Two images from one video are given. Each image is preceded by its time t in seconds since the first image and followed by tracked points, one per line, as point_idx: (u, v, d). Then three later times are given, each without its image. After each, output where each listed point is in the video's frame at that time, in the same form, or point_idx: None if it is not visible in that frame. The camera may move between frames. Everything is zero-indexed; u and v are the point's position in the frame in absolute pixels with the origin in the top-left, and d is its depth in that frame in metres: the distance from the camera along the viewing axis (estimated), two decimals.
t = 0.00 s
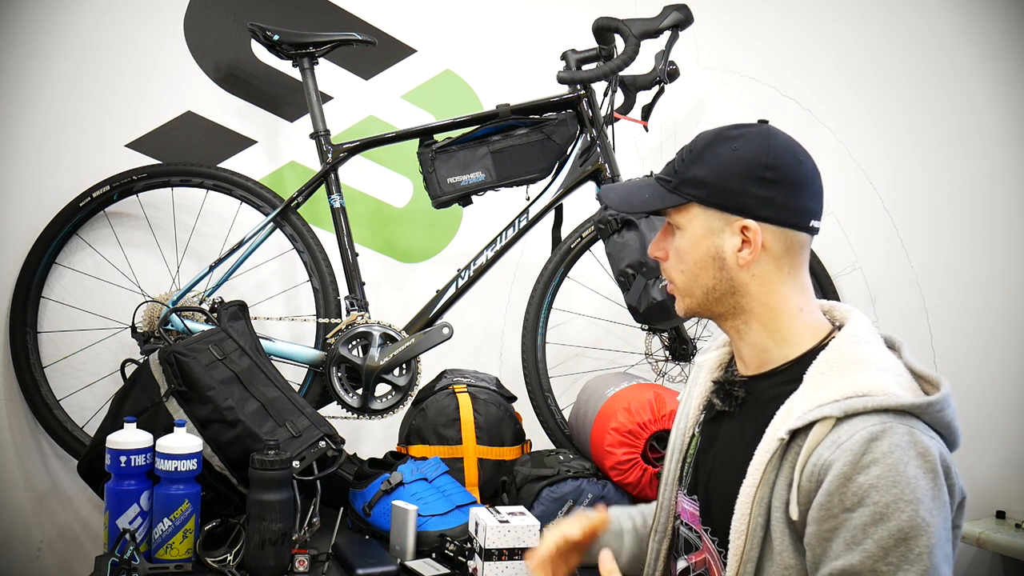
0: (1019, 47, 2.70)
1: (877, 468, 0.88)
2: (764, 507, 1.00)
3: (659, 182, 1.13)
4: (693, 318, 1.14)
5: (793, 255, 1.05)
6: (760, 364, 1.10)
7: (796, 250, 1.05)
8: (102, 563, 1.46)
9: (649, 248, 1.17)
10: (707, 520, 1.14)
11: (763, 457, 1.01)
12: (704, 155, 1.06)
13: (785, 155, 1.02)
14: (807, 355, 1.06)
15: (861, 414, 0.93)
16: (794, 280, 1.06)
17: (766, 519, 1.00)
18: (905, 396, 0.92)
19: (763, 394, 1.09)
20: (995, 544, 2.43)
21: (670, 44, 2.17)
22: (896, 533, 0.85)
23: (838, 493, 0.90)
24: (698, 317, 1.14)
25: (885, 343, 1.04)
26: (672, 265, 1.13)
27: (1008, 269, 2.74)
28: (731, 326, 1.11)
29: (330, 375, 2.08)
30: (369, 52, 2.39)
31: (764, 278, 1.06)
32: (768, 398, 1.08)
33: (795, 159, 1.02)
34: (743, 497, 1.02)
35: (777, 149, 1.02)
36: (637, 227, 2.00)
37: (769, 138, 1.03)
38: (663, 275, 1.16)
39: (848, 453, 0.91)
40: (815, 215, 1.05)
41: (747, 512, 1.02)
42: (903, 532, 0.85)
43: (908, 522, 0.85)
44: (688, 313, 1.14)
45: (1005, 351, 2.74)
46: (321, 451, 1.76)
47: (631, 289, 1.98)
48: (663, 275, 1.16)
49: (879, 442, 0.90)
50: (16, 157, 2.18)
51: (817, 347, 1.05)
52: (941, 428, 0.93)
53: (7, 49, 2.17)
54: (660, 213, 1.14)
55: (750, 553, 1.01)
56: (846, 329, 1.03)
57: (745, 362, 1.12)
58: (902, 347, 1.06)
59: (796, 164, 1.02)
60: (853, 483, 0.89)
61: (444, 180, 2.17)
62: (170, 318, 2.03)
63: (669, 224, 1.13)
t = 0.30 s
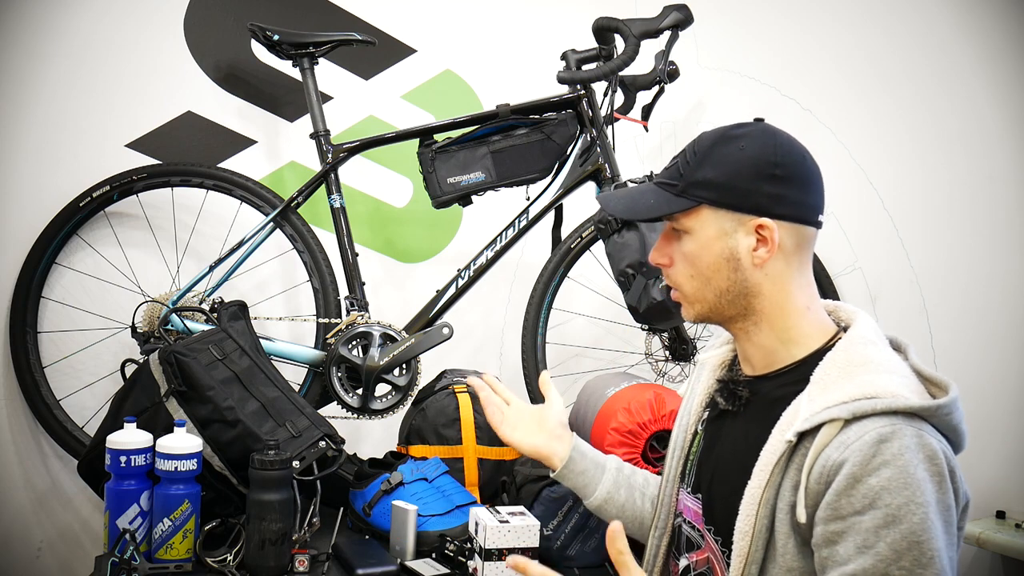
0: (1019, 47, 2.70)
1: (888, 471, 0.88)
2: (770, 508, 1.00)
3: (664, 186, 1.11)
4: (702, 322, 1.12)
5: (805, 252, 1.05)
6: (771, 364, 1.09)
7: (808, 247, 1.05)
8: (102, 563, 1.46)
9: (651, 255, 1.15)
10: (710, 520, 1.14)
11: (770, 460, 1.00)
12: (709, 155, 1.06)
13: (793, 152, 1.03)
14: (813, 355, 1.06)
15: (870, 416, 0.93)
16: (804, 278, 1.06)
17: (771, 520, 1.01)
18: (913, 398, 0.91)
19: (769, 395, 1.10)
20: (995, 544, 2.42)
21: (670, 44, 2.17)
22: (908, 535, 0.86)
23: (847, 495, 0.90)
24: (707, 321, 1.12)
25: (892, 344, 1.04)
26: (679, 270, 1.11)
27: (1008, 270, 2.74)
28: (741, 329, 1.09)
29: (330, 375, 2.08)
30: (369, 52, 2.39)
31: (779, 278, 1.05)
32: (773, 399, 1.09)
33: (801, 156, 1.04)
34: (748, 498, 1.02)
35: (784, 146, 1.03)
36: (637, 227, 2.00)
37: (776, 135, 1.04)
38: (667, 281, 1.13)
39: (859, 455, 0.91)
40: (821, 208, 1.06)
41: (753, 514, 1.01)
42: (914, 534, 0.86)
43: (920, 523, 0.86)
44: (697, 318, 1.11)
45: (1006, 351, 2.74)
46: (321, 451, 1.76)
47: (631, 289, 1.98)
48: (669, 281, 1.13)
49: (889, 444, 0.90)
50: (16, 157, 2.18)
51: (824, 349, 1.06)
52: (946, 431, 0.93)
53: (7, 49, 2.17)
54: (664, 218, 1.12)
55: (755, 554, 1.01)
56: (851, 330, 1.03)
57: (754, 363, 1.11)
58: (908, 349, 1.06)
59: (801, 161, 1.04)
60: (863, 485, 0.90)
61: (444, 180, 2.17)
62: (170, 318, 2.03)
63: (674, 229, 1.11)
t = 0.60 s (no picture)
0: (1019, 47, 2.70)
1: (892, 473, 0.88)
2: (776, 510, 1.00)
3: (646, 206, 1.11)
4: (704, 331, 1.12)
5: (794, 251, 1.05)
6: (775, 366, 1.09)
7: (798, 245, 1.05)
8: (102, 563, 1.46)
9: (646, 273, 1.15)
10: (715, 522, 1.14)
11: (774, 462, 1.00)
12: (686, 168, 1.06)
13: (769, 154, 1.04)
14: (815, 357, 1.06)
15: (876, 418, 0.93)
16: (797, 277, 1.06)
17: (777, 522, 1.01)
18: (919, 400, 0.91)
19: (774, 397, 1.09)
20: (995, 544, 2.42)
21: (670, 44, 2.17)
22: (907, 537, 0.86)
23: (849, 496, 0.91)
24: (709, 330, 1.12)
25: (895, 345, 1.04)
26: (676, 285, 1.11)
27: (1008, 270, 2.74)
28: (742, 334, 1.09)
29: (330, 375, 2.08)
30: (369, 52, 2.39)
31: (772, 279, 1.05)
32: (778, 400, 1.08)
33: (778, 156, 1.04)
34: (754, 500, 1.02)
35: (759, 149, 1.04)
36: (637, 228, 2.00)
37: (750, 140, 1.04)
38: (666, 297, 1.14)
39: (863, 455, 0.91)
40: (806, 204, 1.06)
41: (759, 515, 1.01)
42: (914, 536, 0.85)
43: (919, 527, 0.85)
44: (698, 327, 1.12)
45: (1006, 351, 2.74)
46: (321, 451, 1.76)
47: (631, 290, 1.98)
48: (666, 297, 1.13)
49: (894, 446, 0.90)
50: (15, 157, 2.18)
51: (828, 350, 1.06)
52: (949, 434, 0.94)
53: (7, 49, 2.17)
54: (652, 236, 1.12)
55: (761, 556, 1.01)
56: (855, 330, 1.03)
57: (757, 367, 1.11)
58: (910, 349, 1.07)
59: (781, 162, 1.04)
60: (865, 486, 0.90)
61: (444, 180, 2.17)
62: (170, 318, 2.03)
63: (664, 245, 1.12)
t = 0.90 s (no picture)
0: (1019, 47, 2.70)
1: (847, 464, 0.89)
2: (747, 497, 1.02)
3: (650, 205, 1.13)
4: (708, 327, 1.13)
5: (790, 247, 1.04)
6: (778, 361, 1.09)
7: (793, 241, 1.04)
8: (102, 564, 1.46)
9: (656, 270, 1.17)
10: (709, 514, 1.15)
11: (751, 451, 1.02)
12: (683, 168, 1.07)
13: (761, 153, 1.03)
14: (813, 355, 1.06)
15: (848, 414, 0.93)
16: (795, 273, 1.05)
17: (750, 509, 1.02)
18: (897, 402, 0.91)
19: (769, 394, 1.10)
20: (995, 544, 2.42)
21: (670, 44, 2.17)
22: (842, 528, 0.87)
23: (803, 481, 0.93)
24: (713, 326, 1.12)
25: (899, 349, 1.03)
26: (680, 281, 1.12)
27: (1008, 270, 2.74)
28: (743, 331, 1.10)
29: (330, 375, 2.08)
30: (369, 52, 2.39)
31: (767, 276, 1.05)
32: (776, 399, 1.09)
33: (770, 153, 1.03)
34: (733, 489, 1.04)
35: (751, 148, 1.03)
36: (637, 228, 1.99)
37: (741, 138, 1.04)
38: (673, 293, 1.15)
39: (823, 444, 0.92)
40: (807, 203, 1.05)
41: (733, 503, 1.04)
42: (850, 529, 0.87)
43: (857, 521, 0.87)
44: (702, 323, 1.13)
45: (1006, 351, 2.74)
46: (321, 451, 1.76)
47: (631, 290, 1.98)
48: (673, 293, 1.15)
49: (855, 440, 0.90)
50: (15, 157, 2.18)
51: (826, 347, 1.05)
52: (928, 438, 0.92)
53: (7, 49, 2.17)
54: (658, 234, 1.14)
55: (733, 546, 1.02)
56: (855, 332, 1.02)
57: (760, 363, 1.11)
58: (917, 354, 1.06)
59: (773, 158, 1.03)
60: (820, 474, 0.91)
61: (444, 180, 2.17)
62: (170, 318, 2.03)
63: (668, 243, 1.13)
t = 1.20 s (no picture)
0: (1018, 47, 2.70)
1: (828, 467, 0.90)
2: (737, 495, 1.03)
3: (655, 204, 1.12)
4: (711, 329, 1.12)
5: (799, 248, 1.04)
6: (781, 363, 1.09)
7: (802, 242, 1.04)
8: (102, 564, 1.46)
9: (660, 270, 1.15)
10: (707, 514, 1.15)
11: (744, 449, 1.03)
12: (692, 167, 1.07)
13: (772, 152, 1.03)
14: (816, 357, 1.06)
15: (836, 420, 0.92)
16: (804, 274, 1.05)
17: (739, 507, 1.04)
18: (888, 410, 0.89)
19: (768, 396, 1.11)
20: (995, 544, 2.42)
21: (670, 44, 2.17)
22: (810, 527, 0.89)
23: (785, 479, 0.94)
24: (716, 328, 1.11)
25: (905, 354, 1.01)
26: (684, 281, 1.11)
27: (1008, 270, 2.74)
28: (747, 332, 1.09)
29: (330, 375, 2.08)
30: (369, 52, 2.39)
31: (776, 278, 1.04)
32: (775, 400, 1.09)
33: (780, 153, 1.03)
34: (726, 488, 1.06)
35: (763, 148, 1.03)
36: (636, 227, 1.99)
37: (752, 138, 1.04)
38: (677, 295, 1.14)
39: (808, 446, 0.92)
40: (816, 203, 1.05)
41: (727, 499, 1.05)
42: (819, 529, 0.88)
43: (828, 522, 0.88)
44: (706, 325, 1.12)
45: (1005, 351, 2.74)
46: (321, 451, 1.76)
47: (631, 290, 1.98)
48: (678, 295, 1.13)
49: (839, 445, 0.90)
50: (15, 157, 2.18)
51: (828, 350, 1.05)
52: (921, 447, 0.90)
53: (6, 49, 2.17)
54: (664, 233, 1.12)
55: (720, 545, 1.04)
56: (858, 335, 1.01)
57: (763, 365, 1.11)
58: (922, 358, 1.04)
59: (784, 158, 1.03)
60: (801, 474, 0.92)
61: (444, 180, 2.17)
62: (170, 318, 2.03)
63: (674, 243, 1.12)
